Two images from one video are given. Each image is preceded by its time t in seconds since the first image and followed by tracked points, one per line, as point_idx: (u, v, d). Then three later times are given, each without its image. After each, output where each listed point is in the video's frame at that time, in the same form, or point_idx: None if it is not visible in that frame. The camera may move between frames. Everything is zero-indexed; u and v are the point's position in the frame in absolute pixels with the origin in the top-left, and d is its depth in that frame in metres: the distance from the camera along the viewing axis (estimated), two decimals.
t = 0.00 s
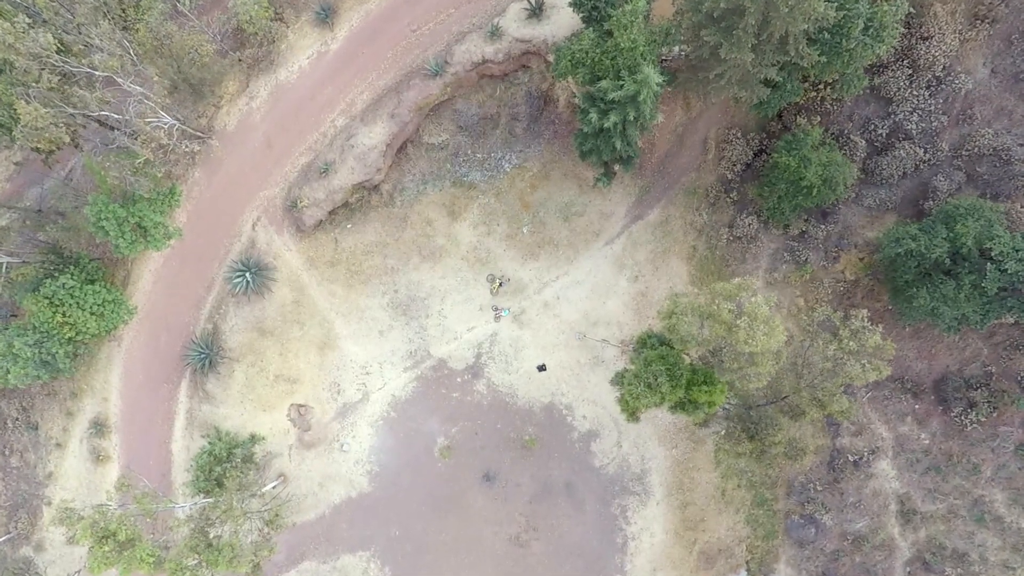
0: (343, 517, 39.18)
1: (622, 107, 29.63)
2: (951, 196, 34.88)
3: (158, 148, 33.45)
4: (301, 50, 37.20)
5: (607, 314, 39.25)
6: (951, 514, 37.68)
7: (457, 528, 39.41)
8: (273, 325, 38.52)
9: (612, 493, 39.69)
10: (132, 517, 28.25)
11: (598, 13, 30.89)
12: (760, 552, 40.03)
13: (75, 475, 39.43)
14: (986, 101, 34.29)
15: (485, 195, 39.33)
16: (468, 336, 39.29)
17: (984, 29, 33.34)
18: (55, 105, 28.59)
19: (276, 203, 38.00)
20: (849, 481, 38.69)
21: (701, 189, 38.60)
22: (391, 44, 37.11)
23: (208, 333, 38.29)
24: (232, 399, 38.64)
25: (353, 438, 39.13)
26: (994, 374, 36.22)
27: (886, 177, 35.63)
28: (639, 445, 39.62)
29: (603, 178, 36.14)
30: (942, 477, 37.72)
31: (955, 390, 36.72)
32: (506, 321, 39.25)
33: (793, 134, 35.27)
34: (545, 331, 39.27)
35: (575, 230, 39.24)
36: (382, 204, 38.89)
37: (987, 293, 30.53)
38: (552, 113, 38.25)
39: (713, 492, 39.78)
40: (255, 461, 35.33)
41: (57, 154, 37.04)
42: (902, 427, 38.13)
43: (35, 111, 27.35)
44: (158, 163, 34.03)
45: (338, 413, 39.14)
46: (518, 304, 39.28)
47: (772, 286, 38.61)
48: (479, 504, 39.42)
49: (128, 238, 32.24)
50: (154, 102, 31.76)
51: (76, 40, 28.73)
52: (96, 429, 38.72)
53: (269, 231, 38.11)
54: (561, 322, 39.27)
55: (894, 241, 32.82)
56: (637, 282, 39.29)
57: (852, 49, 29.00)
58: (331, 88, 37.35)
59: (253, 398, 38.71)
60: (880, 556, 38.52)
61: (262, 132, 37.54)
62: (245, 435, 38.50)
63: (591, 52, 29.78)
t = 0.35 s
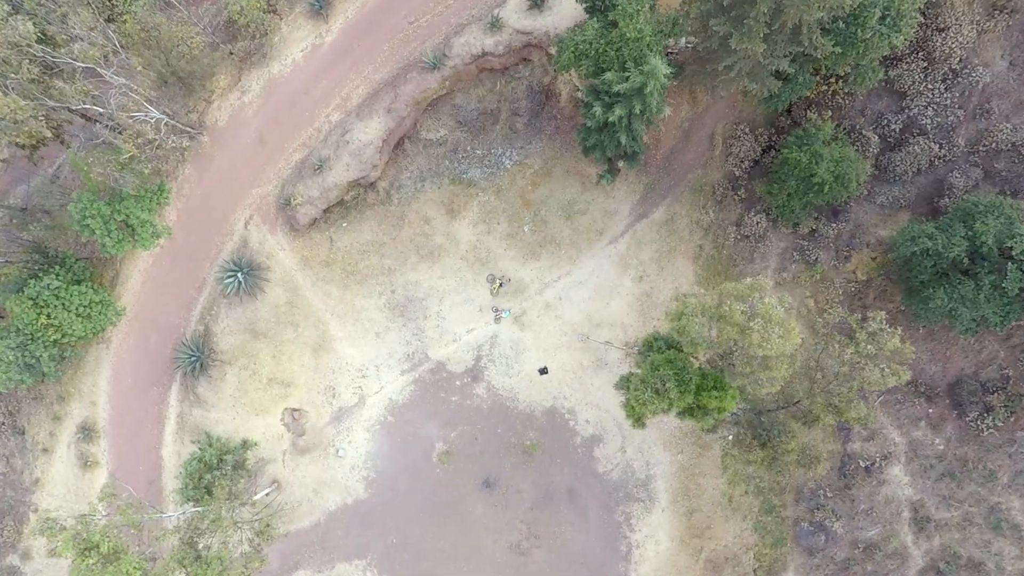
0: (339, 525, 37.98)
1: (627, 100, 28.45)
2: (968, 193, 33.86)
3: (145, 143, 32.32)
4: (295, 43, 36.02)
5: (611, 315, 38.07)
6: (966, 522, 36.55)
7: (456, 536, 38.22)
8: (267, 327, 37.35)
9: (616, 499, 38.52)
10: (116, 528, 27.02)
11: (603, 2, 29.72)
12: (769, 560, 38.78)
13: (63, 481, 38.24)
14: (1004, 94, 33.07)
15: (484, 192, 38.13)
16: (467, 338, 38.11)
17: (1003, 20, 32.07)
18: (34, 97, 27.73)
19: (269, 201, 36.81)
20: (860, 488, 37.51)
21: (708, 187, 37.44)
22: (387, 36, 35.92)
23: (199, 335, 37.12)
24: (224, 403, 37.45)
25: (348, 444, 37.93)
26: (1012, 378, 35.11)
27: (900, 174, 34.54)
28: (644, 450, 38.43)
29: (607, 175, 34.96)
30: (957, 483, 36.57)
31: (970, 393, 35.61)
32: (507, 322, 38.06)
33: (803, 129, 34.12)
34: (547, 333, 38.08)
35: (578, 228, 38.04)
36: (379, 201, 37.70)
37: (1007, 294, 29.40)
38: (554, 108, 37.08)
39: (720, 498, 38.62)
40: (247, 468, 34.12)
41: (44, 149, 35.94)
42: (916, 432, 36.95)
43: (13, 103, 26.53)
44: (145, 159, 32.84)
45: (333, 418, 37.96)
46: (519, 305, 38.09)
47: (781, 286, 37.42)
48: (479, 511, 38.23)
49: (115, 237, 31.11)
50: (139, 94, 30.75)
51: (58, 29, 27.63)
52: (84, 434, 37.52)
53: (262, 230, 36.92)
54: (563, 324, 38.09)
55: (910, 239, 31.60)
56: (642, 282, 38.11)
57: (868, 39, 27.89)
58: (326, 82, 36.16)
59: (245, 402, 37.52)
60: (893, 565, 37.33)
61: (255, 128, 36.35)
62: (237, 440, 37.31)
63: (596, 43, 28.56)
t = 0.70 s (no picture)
0: (334, 532, 36.79)
1: (633, 92, 27.23)
2: (986, 189, 32.45)
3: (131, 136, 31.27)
4: (288, 34, 34.83)
5: (615, 316, 36.89)
6: (983, 530, 35.39)
7: (455, 544, 37.03)
8: (259, 328, 36.16)
9: (619, 506, 37.33)
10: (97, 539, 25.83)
11: None
12: (777, 569, 37.52)
13: (49, 487, 37.02)
14: None
15: (484, 189, 36.93)
16: (466, 339, 36.91)
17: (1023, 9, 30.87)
18: (14, 86, 26.66)
19: (261, 197, 35.61)
20: (872, 494, 36.30)
21: (715, 183, 36.26)
22: (384, 27, 34.76)
23: (190, 336, 35.95)
24: (215, 406, 36.28)
25: (344, 448, 36.75)
26: None
27: (914, 169, 33.38)
28: (648, 455, 37.23)
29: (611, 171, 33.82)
30: (973, 490, 35.40)
31: (987, 397, 34.48)
32: (507, 323, 36.87)
33: (814, 122, 32.96)
34: (549, 334, 36.89)
35: (581, 226, 36.85)
36: (374, 198, 36.46)
37: None
38: (556, 102, 35.90)
39: (727, 505, 37.43)
40: (237, 474, 32.92)
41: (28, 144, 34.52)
42: (930, 436, 35.74)
43: None
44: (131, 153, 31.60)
45: (328, 422, 36.77)
46: (520, 305, 36.91)
47: (790, 286, 36.25)
48: (479, 518, 37.05)
49: (100, 234, 30.16)
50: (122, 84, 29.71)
51: (38, 15, 26.40)
52: (71, 439, 36.31)
53: (254, 228, 35.73)
54: (565, 325, 36.89)
55: (926, 237, 30.53)
56: (647, 282, 36.91)
57: (885, 27, 26.70)
58: (320, 75, 34.98)
59: (237, 406, 36.34)
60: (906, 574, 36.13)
61: (247, 122, 35.17)
62: (229, 445, 36.11)
63: (600, 32, 27.31)
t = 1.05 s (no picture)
0: (329, 541, 35.62)
1: (640, 83, 26.04)
2: (1004, 186, 31.36)
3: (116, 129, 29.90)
4: (281, 25, 33.67)
5: (619, 317, 35.72)
6: (1000, 539, 34.28)
7: (454, 552, 35.87)
8: (251, 330, 34.99)
9: (623, 513, 36.15)
10: (78, 552, 24.68)
11: None
12: None
13: (35, 493, 35.80)
14: None
15: (484, 186, 35.75)
16: (465, 341, 35.73)
17: None
18: None
19: (253, 195, 34.44)
20: (885, 501, 34.99)
21: (722, 180, 35.14)
22: (380, 18, 33.61)
23: (180, 338, 34.77)
24: (205, 411, 35.09)
25: (339, 454, 35.58)
26: None
27: (930, 165, 32.25)
28: (653, 461, 36.04)
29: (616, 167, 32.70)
30: (990, 497, 34.30)
31: (1005, 401, 33.34)
32: (508, 325, 35.69)
33: (826, 116, 31.81)
34: (551, 336, 35.71)
35: (584, 224, 35.67)
36: (370, 195, 35.27)
37: None
38: (559, 96, 34.74)
39: (735, 512, 36.26)
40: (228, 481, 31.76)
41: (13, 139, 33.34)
42: (945, 442, 34.60)
43: None
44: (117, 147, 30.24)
45: (322, 427, 35.59)
46: (520, 306, 35.73)
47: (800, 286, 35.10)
48: (478, 526, 35.88)
49: (84, 233, 29.03)
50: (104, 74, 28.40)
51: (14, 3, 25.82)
52: (57, 444, 35.09)
53: (246, 226, 34.55)
54: (568, 327, 35.71)
55: (944, 235, 29.37)
56: (652, 282, 35.72)
57: (904, 15, 25.54)
58: (314, 68, 33.81)
59: (229, 410, 35.15)
60: None
61: (238, 117, 33.99)
62: (220, 450, 34.93)
63: (605, 21, 26.17)
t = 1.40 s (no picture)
0: (323, 551, 34.44)
1: (647, 74, 24.83)
2: None
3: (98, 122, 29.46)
4: (273, 17, 32.46)
5: (623, 319, 34.51)
6: (1018, 549, 33.33)
7: (452, 563, 34.68)
8: (242, 332, 33.77)
9: (627, 522, 34.94)
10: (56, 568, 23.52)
11: None
12: None
13: (19, 502, 34.55)
14: None
15: (483, 183, 34.54)
16: (464, 344, 34.52)
17: None
18: None
19: (244, 192, 33.23)
20: (899, 510, 33.83)
21: (730, 177, 33.99)
22: (376, 9, 32.41)
23: (168, 341, 33.57)
24: (195, 416, 33.88)
25: (334, 461, 34.36)
26: None
27: (946, 161, 31.03)
28: (659, 468, 34.84)
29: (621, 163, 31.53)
30: (1007, 506, 33.35)
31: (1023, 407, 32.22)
32: (508, 327, 34.49)
33: (839, 111, 30.60)
34: (552, 339, 34.51)
35: (587, 223, 34.46)
36: (366, 193, 34.05)
37: None
38: (561, 90, 33.54)
39: (743, 521, 35.06)
40: (217, 490, 30.58)
41: None
42: (961, 448, 33.47)
43: None
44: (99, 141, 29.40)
45: (316, 433, 34.38)
46: (521, 308, 34.52)
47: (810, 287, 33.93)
48: (477, 535, 34.68)
49: (65, 231, 27.85)
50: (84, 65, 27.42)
51: None
52: (41, 450, 33.83)
53: (237, 225, 33.35)
54: (570, 329, 34.50)
55: (963, 234, 28.29)
56: (657, 282, 34.52)
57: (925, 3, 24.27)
58: (307, 61, 32.60)
59: (219, 415, 33.94)
60: None
61: (228, 112, 32.79)
62: (210, 457, 33.73)
63: (610, 9, 24.84)
